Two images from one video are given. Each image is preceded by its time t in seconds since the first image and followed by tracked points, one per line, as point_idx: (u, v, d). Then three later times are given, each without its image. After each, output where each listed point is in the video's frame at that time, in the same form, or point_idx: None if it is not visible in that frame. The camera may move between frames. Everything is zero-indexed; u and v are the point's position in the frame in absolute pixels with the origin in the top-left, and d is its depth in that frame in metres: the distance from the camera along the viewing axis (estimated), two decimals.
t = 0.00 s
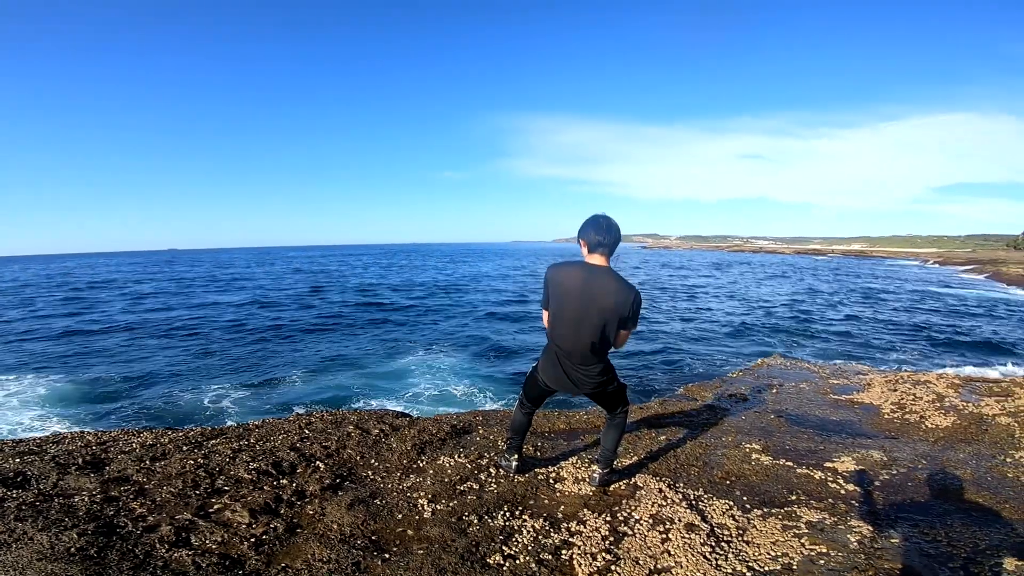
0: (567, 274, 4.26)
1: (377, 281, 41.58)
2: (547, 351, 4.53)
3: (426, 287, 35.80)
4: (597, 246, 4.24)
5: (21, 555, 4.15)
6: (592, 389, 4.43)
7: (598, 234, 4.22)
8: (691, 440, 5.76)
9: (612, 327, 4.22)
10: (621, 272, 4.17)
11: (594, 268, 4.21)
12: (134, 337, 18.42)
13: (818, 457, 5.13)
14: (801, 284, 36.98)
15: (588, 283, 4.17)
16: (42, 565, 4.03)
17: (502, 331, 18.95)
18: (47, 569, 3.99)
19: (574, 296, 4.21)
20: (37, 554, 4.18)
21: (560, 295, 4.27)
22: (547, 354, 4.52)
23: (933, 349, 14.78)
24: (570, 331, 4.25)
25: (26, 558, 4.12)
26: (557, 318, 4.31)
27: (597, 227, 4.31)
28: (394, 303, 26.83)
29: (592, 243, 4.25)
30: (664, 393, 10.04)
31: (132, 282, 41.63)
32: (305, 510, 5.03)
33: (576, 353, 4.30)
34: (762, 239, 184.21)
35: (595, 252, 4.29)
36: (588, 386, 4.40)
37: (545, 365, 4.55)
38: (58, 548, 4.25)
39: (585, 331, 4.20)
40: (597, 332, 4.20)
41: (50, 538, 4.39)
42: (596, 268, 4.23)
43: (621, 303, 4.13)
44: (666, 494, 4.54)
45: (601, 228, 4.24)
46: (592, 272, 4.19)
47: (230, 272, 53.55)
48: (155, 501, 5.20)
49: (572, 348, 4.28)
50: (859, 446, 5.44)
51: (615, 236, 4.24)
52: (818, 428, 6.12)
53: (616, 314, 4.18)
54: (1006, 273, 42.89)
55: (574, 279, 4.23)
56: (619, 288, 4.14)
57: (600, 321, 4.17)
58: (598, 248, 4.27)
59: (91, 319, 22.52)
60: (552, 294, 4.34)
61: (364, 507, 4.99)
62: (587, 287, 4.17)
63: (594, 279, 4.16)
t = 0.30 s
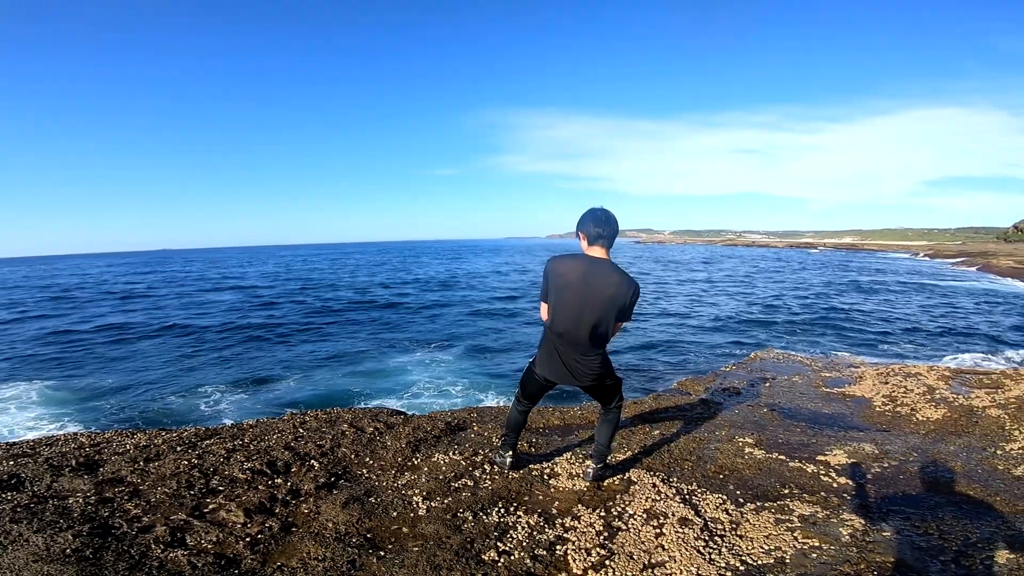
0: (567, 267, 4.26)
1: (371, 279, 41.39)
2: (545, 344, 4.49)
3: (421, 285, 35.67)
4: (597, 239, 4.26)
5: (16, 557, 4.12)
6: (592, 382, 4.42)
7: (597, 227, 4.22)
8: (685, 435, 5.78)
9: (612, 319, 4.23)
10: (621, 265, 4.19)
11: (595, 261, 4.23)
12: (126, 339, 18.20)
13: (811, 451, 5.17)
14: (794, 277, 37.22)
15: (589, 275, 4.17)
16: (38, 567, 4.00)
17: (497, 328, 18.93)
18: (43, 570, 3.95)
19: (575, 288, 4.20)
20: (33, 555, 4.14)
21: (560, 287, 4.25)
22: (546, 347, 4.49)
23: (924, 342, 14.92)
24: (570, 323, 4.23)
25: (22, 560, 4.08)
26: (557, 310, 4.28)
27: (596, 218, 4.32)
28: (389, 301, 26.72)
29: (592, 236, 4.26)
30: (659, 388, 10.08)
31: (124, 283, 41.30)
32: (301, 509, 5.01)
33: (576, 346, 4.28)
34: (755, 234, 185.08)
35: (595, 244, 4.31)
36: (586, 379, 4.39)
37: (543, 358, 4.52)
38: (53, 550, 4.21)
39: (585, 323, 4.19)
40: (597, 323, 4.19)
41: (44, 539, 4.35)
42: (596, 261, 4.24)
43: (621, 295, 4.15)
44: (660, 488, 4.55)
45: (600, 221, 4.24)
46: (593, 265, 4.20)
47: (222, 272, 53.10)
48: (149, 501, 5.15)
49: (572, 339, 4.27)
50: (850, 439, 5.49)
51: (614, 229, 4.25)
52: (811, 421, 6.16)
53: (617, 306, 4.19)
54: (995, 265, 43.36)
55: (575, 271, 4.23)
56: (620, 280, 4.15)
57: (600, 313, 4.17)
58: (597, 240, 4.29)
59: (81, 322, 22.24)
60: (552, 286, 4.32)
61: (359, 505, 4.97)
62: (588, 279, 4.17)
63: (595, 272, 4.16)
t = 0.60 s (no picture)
0: (568, 261, 4.25)
1: (366, 279, 41.22)
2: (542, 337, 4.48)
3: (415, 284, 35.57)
4: (599, 235, 4.26)
5: (12, 562, 4.08)
6: (587, 378, 4.43)
7: (600, 223, 4.22)
8: (682, 432, 5.79)
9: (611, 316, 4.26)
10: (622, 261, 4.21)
11: (596, 257, 4.23)
12: (118, 342, 18.02)
13: (806, 446, 5.20)
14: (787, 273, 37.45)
15: (590, 270, 4.19)
16: (34, 572, 3.97)
17: (493, 326, 18.91)
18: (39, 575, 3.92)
19: (575, 281, 4.20)
20: (30, 560, 4.11)
21: (561, 280, 4.26)
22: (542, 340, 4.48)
23: (916, 336, 15.06)
24: (570, 318, 4.25)
25: (19, 564, 4.06)
26: (556, 303, 4.27)
27: (598, 214, 4.31)
28: (384, 301, 26.63)
29: (594, 232, 4.27)
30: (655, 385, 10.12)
31: (116, 285, 41.00)
32: (297, 510, 4.99)
33: (573, 339, 4.30)
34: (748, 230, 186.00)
35: (597, 240, 4.31)
36: (582, 374, 4.39)
37: (539, 351, 4.50)
38: (50, 554, 4.17)
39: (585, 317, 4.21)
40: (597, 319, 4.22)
41: (40, 544, 4.31)
42: (597, 257, 4.25)
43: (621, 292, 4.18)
44: (657, 486, 4.56)
45: (602, 217, 4.24)
46: (595, 260, 4.21)
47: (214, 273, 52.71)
48: (145, 505, 5.11)
49: (571, 334, 4.28)
50: (845, 434, 5.52)
51: (616, 225, 4.26)
52: (805, 417, 6.21)
53: (616, 303, 4.21)
54: (986, 259, 43.81)
55: (576, 265, 4.23)
56: (620, 276, 4.17)
57: (600, 307, 4.19)
58: (599, 237, 4.30)
59: (72, 325, 21.99)
60: (553, 279, 4.31)
61: (356, 506, 4.95)
62: (589, 274, 4.18)
63: (597, 268, 4.18)
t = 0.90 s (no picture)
0: (558, 261, 4.25)
1: (365, 279, 41.16)
2: (540, 341, 4.46)
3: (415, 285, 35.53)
4: (585, 232, 4.29)
5: (11, 564, 4.07)
6: (587, 378, 4.43)
7: (584, 220, 4.26)
8: (683, 432, 5.79)
9: (607, 312, 4.25)
10: (610, 255, 4.23)
11: (585, 253, 4.25)
12: (117, 344, 17.97)
13: (807, 446, 5.20)
14: (787, 273, 37.48)
15: (581, 268, 4.18)
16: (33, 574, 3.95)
17: (493, 327, 18.89)
18: None
19: (569, 282, 4.19)
20: (29, 562, 4.10)
21: (555, 281, 4.25)
22: (541, 344, 4.46)
23: (915, 336, 15.05)
24: (565, 319, 4.24)
25: (19, 566, 4.05)
26: (552, 306, 4.25)
27: (584, 212, 4.35)
28: (383, 302, 26.59)
29: (581, 229, 4.29)
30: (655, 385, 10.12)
31: (116, 287, 40.98)
32: (298, 512, 4.97)
33: (572, 340, 4.29)
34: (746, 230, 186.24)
35: (585, 237, 4.33)
36: (583, 373, 4.38)
37: (540, 355, 4.48)
38: (49, 556, 4.16)
39: (581, 316, 4.20)
40: (592, 317, 4.20)
41: (39, 546, 4.30)
42: (586, 254, 4.26)
43: (614, 286, 4.18)
44: (658, 486, 4.56)
45: (587, 214, 4.29)
46: (584, 258, 4.21)
47: (213, 274, 52.58)
48: (144, 506, 5.09)
49: (569, 334, 4.27)
50: (846, 433, 5.53)
51: (602, 222, 4.29)
52: (806, 416, 6.21)
53: (610, 298, 4.21)
54: (985, 259, 43.84)
55: (566, 265, 4.23)
56: (611, 271, 4.19)
57: (595, 305, 4.18)
58: (586, 233, 4.31)
59: (70, 327, 21.90)
60: (546, 282, 4.30)
61: (356, 507, 4.94)
62: (580, 272, 4.17)
63: (586, 264, 4.18)
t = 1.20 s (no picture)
0: (531, 273, 4.23)
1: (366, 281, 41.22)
2: (529, 355, 4.45)
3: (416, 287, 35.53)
4: (551, 240, 4.25)
5: (8, 563, 4.07)
6: (580, 382, 4.44)
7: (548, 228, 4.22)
8: (684, 435, 5.77)
9: (587, 313, 4.25)
10: (579, 258, 4.23)
11: (555, 261, 4.23)
12: (118, 344, 17.97)
13: (808, 451, 5.18)
14: (789, 277, 37.42)
15: (554, 276, 4.17)
16: (30, 573, 3.95)
17: (493, 329, 18.89)
18: None
19: (546, 294, 4.18)
20: (26, 561, 4.10)
21: (532, 295, 4.23)
22: (530, 358, 4.45)
23: (918, 341, 14.99)
24: (549, 330, 4.23)
25: (16, 565, 4.05)
26: (534, 320, 4.24)
27: (548, 222, 4.33)
28: (384, 303, 26.61)
29: (546, 238, 4.25)
30: (655, 389, 10.09)
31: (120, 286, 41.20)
32: (297, 513, 4.97)
33: (559, 349, 4.29)
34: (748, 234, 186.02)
35: (551, 245, 4.29)
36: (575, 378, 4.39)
37: (531, 369, 4.47)
38: (46, 555, 4.16)
39: (563, 324, 4.20)
40: (574, 321, 4.20)
41: (37, 545, 4.30)
42: (555, 261, 4.24)
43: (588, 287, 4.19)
44: (658, 490, 4.54)
45: (550, 221, 4.24)
46: (554, 265, 4.21)
47: (214, 275, 52.56)
48: (142, 506, 5.09)
49: (556, 344, 4.26)
50: (847, 438, 5.50)
51: (566, 227, 4.25)
52: (806, 421, 6.19)
53: (587, 299, 4.23)
54: (988, 264, 43.75)
55: (540, 276, 4.21)
56: (582, 273, 4.19)
57: (575, 309, 4.19)
58: (553, 241, 4.27)
59: (72, 326, 21.93)
60: (523, 297, 4.28)
61: (355, 509, 4.94)
62: (554, 281, 4.16)
63: (559, 271, 4.18)
